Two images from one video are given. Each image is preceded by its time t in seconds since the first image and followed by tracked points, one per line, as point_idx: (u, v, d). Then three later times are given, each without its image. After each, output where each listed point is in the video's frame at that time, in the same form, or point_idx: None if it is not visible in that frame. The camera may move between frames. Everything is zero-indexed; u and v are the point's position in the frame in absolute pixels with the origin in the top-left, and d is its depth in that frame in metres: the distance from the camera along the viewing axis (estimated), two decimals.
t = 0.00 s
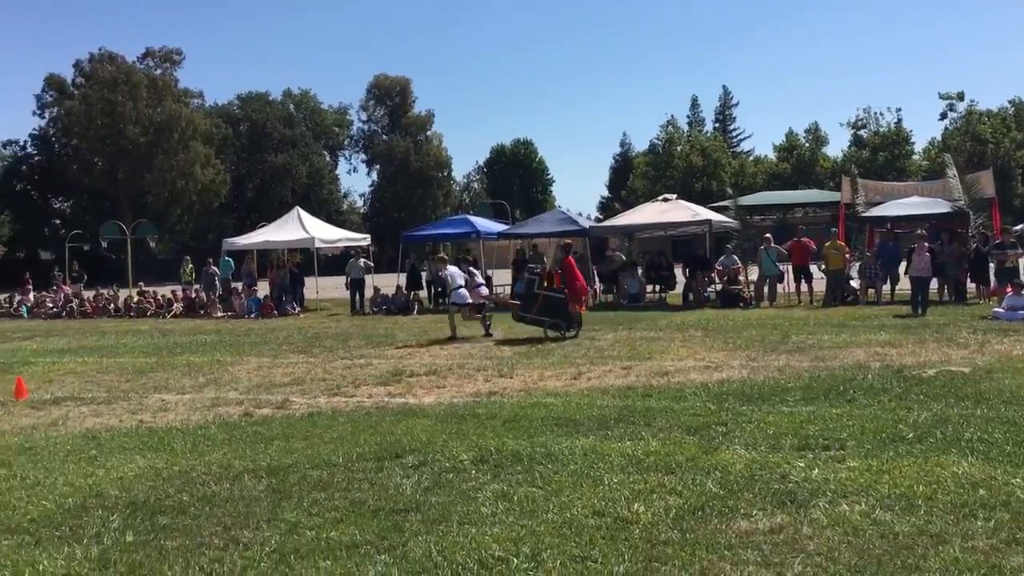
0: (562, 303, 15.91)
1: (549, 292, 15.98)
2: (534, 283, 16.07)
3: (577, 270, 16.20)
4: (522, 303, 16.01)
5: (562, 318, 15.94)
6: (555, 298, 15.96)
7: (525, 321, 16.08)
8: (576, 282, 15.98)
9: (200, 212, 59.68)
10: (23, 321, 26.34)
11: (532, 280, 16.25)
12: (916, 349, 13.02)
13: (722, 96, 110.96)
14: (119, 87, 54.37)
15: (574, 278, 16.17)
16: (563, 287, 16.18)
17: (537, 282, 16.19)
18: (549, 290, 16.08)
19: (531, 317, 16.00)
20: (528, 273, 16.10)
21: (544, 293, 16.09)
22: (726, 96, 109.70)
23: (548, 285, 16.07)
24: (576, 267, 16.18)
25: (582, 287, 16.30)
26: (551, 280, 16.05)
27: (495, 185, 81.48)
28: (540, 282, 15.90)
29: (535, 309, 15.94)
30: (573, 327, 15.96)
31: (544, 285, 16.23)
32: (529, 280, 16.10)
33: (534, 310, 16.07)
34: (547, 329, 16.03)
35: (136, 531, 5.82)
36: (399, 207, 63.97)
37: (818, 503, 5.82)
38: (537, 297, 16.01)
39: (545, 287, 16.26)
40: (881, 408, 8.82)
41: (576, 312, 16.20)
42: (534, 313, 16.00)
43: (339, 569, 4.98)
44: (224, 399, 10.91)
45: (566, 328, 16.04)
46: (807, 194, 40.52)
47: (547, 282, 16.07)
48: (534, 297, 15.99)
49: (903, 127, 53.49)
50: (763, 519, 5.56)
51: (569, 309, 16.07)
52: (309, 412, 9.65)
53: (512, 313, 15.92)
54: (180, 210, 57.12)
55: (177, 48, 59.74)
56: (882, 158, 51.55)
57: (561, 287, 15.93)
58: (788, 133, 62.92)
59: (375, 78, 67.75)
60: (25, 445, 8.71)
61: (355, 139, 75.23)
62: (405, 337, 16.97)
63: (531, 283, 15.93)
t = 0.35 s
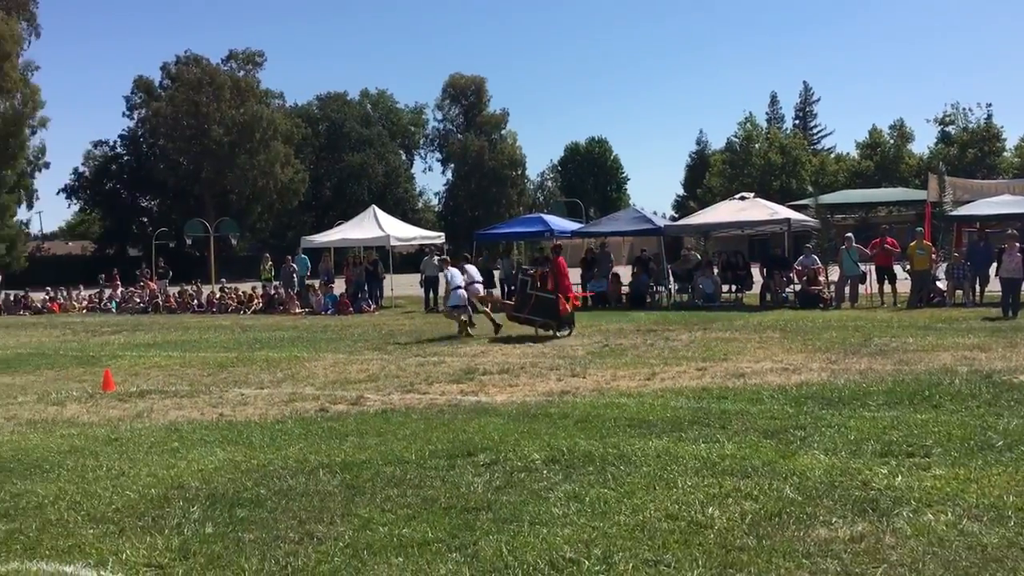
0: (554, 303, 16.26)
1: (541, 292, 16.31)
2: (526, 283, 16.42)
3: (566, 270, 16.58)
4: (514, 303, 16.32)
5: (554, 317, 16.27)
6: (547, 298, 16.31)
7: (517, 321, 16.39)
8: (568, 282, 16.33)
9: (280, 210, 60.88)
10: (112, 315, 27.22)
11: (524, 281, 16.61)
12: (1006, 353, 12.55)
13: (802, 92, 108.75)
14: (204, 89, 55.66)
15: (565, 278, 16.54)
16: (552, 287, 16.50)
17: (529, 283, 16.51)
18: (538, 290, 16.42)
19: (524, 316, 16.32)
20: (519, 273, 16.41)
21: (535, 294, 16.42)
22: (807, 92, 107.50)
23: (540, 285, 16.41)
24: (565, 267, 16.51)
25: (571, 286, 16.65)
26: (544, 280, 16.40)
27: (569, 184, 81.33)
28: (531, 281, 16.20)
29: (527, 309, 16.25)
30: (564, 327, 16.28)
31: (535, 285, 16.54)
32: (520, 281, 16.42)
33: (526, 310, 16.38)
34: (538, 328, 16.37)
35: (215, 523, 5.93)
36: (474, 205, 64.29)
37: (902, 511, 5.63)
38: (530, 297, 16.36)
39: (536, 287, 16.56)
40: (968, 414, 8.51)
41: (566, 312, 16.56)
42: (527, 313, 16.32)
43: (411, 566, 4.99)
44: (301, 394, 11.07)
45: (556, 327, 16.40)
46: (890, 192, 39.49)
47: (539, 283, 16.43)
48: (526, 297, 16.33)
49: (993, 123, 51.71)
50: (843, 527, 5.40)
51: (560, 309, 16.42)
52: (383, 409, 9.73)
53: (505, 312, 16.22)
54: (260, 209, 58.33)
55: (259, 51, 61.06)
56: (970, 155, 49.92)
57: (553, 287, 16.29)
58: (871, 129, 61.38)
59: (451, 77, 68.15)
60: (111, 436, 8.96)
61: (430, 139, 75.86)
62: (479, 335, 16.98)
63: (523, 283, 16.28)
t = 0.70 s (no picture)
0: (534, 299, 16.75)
1: (522, 288, 16.80)
2: (508, 278, 16.91)
3: (547, 264, 17.04)
4: (497, 298, 16.85)
5: (534, 312, 16.85)
6: (528, 293, 16.83)
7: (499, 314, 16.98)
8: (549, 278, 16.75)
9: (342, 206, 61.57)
10: (180, 310, 27.85)
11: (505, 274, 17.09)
12: None
13: (869, 78, 106.38)
14: (268, 87, 56.79)
15: (546, 272, 16.94)
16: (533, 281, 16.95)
17: (511, 277, 16.99)
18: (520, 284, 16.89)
19: (505, 310, 16.88)
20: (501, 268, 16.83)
21: (517, 288, 16.91)
22: (873, 78, 105.18)
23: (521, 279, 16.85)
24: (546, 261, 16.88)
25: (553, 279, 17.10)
26: (525, 276, 16.87)
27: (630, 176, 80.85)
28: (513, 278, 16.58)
29: (509, 303, 16.80)
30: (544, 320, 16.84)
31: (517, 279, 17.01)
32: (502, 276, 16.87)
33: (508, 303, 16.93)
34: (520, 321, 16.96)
35: (277, 515, 6.01)
36: (534, 198, 64.24)
37: (971, 508, 5.47)
38: (511, 291, 16.88)
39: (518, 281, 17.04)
40: None
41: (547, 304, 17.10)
42: (508, 307, 16.87)
43: (469, 560, 5.00)
44: (362, 387, 11.18)
45: (536, 319, 16.98)
46: (961, 180, 38.45)
47: (521, 277, 16.87)
48: (508, 291, 16.84)
49: None
50: (910, 523, 5.27)
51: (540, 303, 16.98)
52: (442, 402, 9.77)
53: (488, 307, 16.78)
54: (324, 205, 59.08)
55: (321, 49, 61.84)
56: None
57: (533, 282, 16.78)
58: (942, 115, 59.78)
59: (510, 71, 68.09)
60: (178, 428, 9.16)
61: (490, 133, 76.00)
62: (538, 328, 16.97)
63: (506, 279, 16.74)
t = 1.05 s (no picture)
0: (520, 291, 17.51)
1: (508, 281, 17.63)
2: (497, 273, 17.83)
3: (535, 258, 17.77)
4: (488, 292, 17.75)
5: (522, 304, 17.56)
6: (515, 286, 17.62)
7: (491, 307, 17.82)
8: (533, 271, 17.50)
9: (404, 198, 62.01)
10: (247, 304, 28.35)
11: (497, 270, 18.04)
12: None
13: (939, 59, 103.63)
14: (330, 82, 57.55)
15: (533, 266, 17.70)
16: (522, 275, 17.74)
17: (501, 272, 17.87)
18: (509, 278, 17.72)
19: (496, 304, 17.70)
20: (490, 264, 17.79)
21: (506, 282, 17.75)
22: (944, 59, 102.44)
23: (509, 273, 17.70)
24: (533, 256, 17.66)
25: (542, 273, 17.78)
26: (513, 270, 17.70)
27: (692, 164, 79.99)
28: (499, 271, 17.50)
29: (497, 295, 17.64)
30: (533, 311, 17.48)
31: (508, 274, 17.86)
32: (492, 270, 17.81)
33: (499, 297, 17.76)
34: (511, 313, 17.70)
35: (338, 506, 6.05)
36: (594, 187, 63.92)
37: None
38: (500, 285, 17.77)
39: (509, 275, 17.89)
40: None
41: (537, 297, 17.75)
42: (498, 300, 17.69)
43: (528, 551, 4.98)
44: (423, 379, 11.24)
45: (526, 311, 17.64)
46: None
47: (509, 271, 17.74)
48: (497, 285, 17.72)
49: None
50: (983, 517, 5.09)
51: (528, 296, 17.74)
52: (502, 394, 9.77)
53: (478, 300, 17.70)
54: (386, 198, 59.58)
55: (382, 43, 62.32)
56: None
57: (520, 276, 17.60)
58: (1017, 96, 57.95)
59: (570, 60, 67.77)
60: (243, 420, 9.31)
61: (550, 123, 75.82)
62: (599, 319, 16.89)
63: (494, 273, 17.63)
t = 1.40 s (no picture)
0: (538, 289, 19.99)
1: (526, 280, 20.07)
2: (516, 273, 20.25)
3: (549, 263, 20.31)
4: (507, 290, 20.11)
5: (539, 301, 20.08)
6: (532, 285, 20.07)
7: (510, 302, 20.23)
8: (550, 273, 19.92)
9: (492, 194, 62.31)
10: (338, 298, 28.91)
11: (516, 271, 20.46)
12: None
13: None
14: (420, 80, 58.19)
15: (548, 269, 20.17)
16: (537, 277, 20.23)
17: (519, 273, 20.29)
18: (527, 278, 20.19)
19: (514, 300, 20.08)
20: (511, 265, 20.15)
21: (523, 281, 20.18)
22: None
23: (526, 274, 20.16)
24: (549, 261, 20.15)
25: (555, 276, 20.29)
26: (530, 271, 20.15)
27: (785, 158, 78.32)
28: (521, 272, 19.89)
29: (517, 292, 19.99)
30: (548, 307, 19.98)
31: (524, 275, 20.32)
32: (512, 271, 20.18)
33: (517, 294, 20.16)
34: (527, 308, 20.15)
35: (426, 498, 6.11)
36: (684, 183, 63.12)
37: None
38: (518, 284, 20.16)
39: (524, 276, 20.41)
40: None
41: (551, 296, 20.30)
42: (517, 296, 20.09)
43: (614, 548, 4.94)
44: (510, 374, 11.29)
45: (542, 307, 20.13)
46: None
47: (526, 273, 20.17)
48: (516, 284, 20.15)
49: None
50: None
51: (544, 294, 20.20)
52: (590, 389, 9.72)
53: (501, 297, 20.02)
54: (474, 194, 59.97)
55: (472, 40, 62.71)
56: None
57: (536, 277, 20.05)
58: None
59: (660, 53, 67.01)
60: (335, 411, 9.48)
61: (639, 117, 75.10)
62: (687, 316, 16.72)
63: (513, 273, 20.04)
